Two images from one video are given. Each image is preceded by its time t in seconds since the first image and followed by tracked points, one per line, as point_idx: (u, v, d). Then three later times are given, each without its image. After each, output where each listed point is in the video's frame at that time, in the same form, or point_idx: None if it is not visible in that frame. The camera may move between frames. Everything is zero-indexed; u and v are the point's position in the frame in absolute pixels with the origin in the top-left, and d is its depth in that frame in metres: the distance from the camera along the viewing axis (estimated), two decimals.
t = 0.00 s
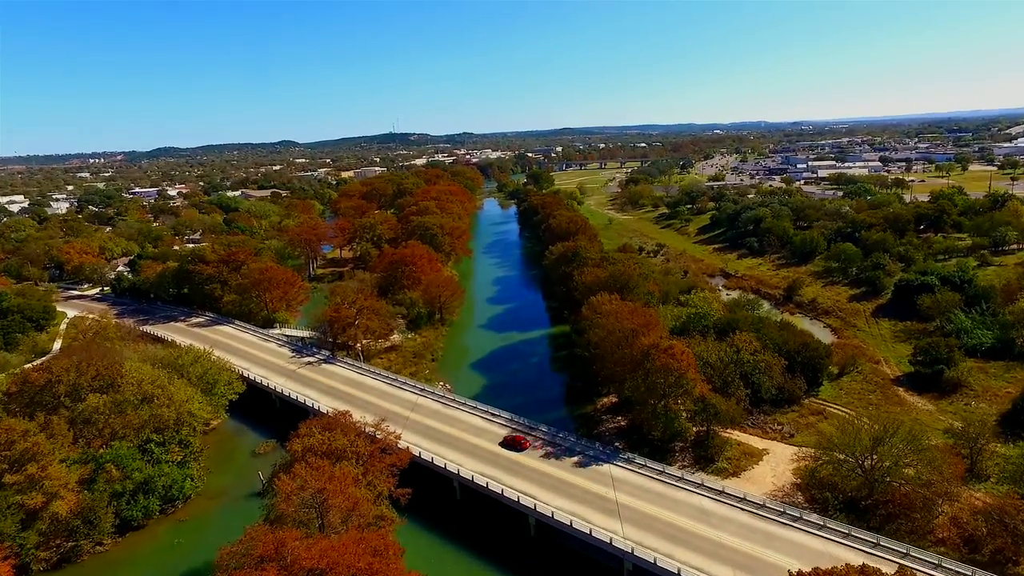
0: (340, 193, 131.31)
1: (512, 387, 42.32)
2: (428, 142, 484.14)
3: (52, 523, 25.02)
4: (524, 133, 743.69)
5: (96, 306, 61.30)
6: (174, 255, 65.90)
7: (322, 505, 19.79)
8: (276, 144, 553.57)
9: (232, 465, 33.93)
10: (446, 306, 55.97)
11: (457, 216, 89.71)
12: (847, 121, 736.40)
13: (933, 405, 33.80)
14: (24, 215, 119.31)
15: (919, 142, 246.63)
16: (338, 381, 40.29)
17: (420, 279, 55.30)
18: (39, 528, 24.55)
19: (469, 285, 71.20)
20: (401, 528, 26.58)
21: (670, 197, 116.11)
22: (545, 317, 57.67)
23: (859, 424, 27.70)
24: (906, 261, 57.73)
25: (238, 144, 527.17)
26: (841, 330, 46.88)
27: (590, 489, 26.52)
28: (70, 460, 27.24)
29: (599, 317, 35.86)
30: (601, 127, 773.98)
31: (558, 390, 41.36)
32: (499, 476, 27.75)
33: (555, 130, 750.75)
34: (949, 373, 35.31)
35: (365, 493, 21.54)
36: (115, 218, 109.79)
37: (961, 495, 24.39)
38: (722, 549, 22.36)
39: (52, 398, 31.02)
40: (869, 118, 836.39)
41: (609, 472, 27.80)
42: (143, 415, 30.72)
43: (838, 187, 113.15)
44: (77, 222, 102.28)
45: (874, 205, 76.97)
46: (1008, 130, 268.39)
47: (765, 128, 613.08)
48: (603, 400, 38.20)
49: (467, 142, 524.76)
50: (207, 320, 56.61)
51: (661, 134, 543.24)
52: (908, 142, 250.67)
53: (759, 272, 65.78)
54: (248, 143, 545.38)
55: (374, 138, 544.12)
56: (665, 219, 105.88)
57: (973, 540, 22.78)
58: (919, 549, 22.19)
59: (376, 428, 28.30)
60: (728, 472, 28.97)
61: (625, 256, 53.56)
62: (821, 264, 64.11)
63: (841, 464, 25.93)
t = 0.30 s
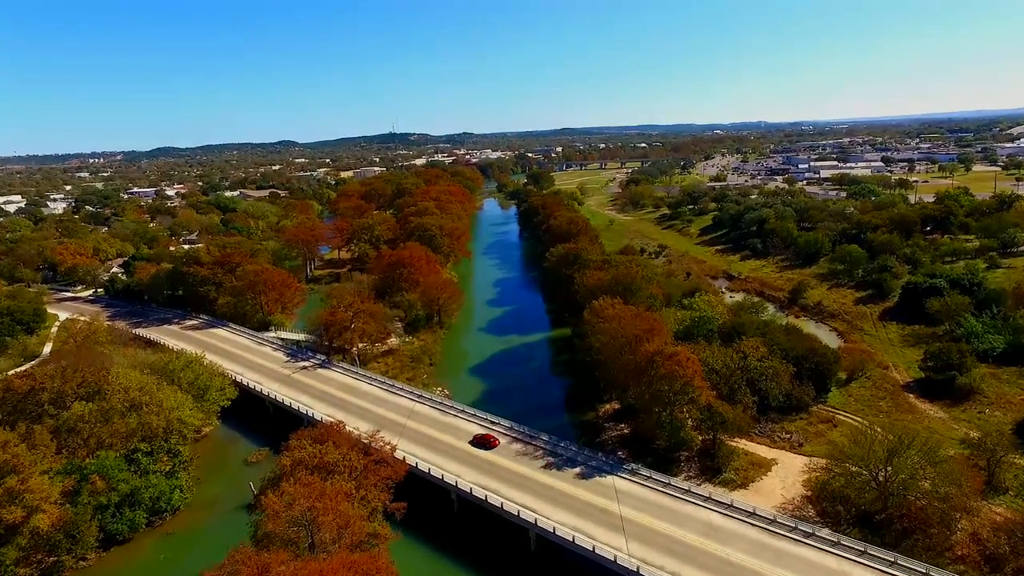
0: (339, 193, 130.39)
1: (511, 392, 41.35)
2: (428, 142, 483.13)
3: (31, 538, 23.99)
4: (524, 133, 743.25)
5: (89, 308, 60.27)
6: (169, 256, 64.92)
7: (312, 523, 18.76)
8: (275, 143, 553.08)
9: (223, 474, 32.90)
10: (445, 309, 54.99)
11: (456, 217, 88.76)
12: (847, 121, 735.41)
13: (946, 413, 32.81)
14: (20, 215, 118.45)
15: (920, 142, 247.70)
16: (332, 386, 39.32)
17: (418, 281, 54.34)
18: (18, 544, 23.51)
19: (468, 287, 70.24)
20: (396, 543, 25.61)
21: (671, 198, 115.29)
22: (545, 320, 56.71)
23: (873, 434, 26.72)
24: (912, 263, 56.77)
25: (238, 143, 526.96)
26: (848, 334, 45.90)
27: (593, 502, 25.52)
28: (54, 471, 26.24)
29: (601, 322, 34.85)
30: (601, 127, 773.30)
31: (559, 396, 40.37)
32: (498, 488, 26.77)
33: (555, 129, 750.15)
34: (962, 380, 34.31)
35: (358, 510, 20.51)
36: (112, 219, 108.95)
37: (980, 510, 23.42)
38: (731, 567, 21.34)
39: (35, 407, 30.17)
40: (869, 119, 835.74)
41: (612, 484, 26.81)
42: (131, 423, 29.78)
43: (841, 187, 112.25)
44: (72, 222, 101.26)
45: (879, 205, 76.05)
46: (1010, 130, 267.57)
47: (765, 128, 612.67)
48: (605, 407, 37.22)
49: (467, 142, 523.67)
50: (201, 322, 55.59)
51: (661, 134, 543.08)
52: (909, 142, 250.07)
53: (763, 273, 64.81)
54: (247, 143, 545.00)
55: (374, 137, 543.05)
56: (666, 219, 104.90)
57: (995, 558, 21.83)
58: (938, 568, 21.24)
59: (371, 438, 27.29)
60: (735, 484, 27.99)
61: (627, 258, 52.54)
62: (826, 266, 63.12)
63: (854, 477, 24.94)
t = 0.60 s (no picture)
0: (337, 193, 129.42)
1: (510, 399, 40.30)
2: (428, 142, 482.20)
3: (9, 554, 22.58)
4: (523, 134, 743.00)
5: (81, 311, 59.20)
6: (163, 258, 63.89)
7: (301, 544, 17.70)
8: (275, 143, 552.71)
9: (213, 485, 31.84)
10: (443, 312, 53.99)
11: (456, 218, 87.81)
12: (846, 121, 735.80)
13: (959, 422, 31.86)
14: (15, 216, 117.47)
15: (921, 142, 250.32)
16: (327, 393, 38.28)
17: (416, 284, 53.60)
18: None
19: (467, 289, 69.19)
20: (391, 560, 24.58)
21: (672, 199, 114.48)
22: (546, 323, 55.70)
23: (886, 445, 25.73)
24: (919, 266, 55.85)
25: (238, 143, 526.64)
26: (855, 339, 44.94)
27: (596, 517, 24.49)
28: (35, 483, 25.30)
29: (603, 327, 33.85)
30: (601, 127, 772.87)
31: (559, 403, 39.33)
32: (498, 502, 25.75)
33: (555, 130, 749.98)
34: (976, 388, 33.30)
35: (350, 529, 19.45)
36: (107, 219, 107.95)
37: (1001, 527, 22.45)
38: None
39: (18, 415, 29.57)
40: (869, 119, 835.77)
41: (615, 498, 25.77)
42: (117, 433, 28.62)
43: (843, 188, 111.37)
44: (67, 222, 100.12)
45: (883, 207, 75.22)
46: (1010, 131, 267.10)
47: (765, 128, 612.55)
48: (607, 415, 36.22)
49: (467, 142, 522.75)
50: (195, 326, 54.52)
51: (661, 134, 542.22)
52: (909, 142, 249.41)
53: (767, 276, 63.88)
54: (247, 143, 544.53)
55: (373, 137, 541.74)
56: (667, 220, 103.99)
57: None
58: None
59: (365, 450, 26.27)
60: (743, 497, 26.98)
61: (629, 261, 51.56)
62: (830, 268, 62.20)
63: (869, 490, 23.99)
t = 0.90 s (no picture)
0: (335, 194, 128.32)
1: (509, 405, 39.25)
2: (426, 142, 481.23)
3: None
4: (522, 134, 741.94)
5: (71, 314, 58.09)
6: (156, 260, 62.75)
7: (286, 568, 16.65)
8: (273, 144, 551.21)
9: (201, 496, 30.75)
10: (441, 315, 52.97)
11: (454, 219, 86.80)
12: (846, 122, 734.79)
13: (972, 431, 30.90)
14: (8, 217, 116.23)
15: (921, 142, 252.06)
16: (321, 400, 37.17)
17: (414, 287, 52.93)
18: None
19: (466, 291, 68.16)
20: None
21: (673, 199, 113.57)
22: (545, 326, 54.70)
23: (901, 457, 24.73)
24: (925, 268, 54.90)
25: (235, 144, 525.75)
26: (861, 343, 43.95)
27: (598, 533, 23.44)
28: (13, 497, 24.67)
29: (605, 333, 32.82)
30: (600, 127, 772.08)
31: (559, 410, 38.27)
32: (496, 516, 24.68)
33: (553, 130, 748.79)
34: (989, 395, 32.32)
35: (339, 550, 18.41)
36: (102, 220, 106.79)
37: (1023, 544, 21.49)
38: None
39: None
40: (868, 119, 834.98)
41: (619, 512, 24.74)
42: (101, 443, 27.63)
43: (845, 189, 110.40)
44: (61, 223, 98.85)
45: (887, 208, 74.33)
46: (1009, 131, 266.77)
47: (765, 128, 612.60)
48: (609, 422, 35.22)
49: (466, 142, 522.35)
50: (188, 329, 53.49)
51: (660, 134, 541.81)
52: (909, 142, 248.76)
53: (770, 278, 62.96)
54: (245, 143, 543.33)
55: (372, 137, 540.90)
56: (668, 221, 103.09)
57: None
58: None
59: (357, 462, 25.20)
60: (751, 510, 25.98)
61: (630, 263, 50.57)
62: (834, 270, 61.23)
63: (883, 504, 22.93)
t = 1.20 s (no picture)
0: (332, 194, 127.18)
1: (507, 413, 38.17)
2: (425, 142, 481.37)
3: None
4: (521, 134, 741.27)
5: (61, 317, 56.88)
6: (148, 261, 61.55)
7: None
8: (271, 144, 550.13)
9: (188, 509, 29.62)
10: (438, 318, 52.02)
11: (452, 220, 85.78)
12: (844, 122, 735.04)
13: (986, 440, 29.88)
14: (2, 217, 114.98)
15: (921, 142, 253.13)
16: (314, 408, 36.04)
17: (410, 289, 51.79)
18: None
19: (464, 294, 67.13)
20: None
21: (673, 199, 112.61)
22: (544, 330, 53.68)
23: (916, 470, 23.72)
24: (931, 271, 53.94)
25: (233, 144, 524.34)
26: (868, 348, 42.98)
27: (602, 550, 22.36)
28: None
29: (607, 339, 31.80)
30: (599, 127, 771.57)
31: (560, 417, 37.21)
32: (494, 533, 23.60)
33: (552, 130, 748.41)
34: (1003, 403, 31.32)
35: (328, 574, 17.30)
36: (96, 220, 105.59)
37: None
38: None
39: None
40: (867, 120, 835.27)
41: (623, 528, 23.69)
42: (83, 454, 26.49)
43: (846, 190, 109.66)
44: (54, 224, 97.55)
45: (890, 209, 73.46)
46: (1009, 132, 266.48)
47: (764, 128, 612.92)
48: (611, 431, 34.18)
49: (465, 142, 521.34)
50: (180, 333, 52.33)
51: (660, 134, 541.61)
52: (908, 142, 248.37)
53: (773, 280, 62.02)
54: (243, 143, 542.42)
55: (371, 137, 539.90)
56: (668, 222, 102.16)
57: None
58: None
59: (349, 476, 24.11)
60: (760, 525, 24.93)
61: (631, 266, 49.58)
62: (839, 272, 60.29)
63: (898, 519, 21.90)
